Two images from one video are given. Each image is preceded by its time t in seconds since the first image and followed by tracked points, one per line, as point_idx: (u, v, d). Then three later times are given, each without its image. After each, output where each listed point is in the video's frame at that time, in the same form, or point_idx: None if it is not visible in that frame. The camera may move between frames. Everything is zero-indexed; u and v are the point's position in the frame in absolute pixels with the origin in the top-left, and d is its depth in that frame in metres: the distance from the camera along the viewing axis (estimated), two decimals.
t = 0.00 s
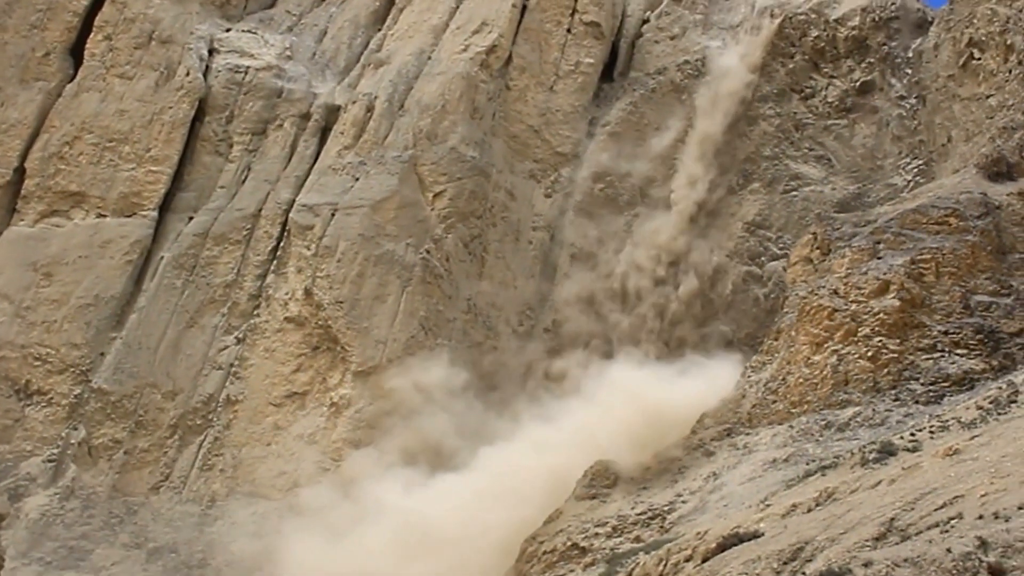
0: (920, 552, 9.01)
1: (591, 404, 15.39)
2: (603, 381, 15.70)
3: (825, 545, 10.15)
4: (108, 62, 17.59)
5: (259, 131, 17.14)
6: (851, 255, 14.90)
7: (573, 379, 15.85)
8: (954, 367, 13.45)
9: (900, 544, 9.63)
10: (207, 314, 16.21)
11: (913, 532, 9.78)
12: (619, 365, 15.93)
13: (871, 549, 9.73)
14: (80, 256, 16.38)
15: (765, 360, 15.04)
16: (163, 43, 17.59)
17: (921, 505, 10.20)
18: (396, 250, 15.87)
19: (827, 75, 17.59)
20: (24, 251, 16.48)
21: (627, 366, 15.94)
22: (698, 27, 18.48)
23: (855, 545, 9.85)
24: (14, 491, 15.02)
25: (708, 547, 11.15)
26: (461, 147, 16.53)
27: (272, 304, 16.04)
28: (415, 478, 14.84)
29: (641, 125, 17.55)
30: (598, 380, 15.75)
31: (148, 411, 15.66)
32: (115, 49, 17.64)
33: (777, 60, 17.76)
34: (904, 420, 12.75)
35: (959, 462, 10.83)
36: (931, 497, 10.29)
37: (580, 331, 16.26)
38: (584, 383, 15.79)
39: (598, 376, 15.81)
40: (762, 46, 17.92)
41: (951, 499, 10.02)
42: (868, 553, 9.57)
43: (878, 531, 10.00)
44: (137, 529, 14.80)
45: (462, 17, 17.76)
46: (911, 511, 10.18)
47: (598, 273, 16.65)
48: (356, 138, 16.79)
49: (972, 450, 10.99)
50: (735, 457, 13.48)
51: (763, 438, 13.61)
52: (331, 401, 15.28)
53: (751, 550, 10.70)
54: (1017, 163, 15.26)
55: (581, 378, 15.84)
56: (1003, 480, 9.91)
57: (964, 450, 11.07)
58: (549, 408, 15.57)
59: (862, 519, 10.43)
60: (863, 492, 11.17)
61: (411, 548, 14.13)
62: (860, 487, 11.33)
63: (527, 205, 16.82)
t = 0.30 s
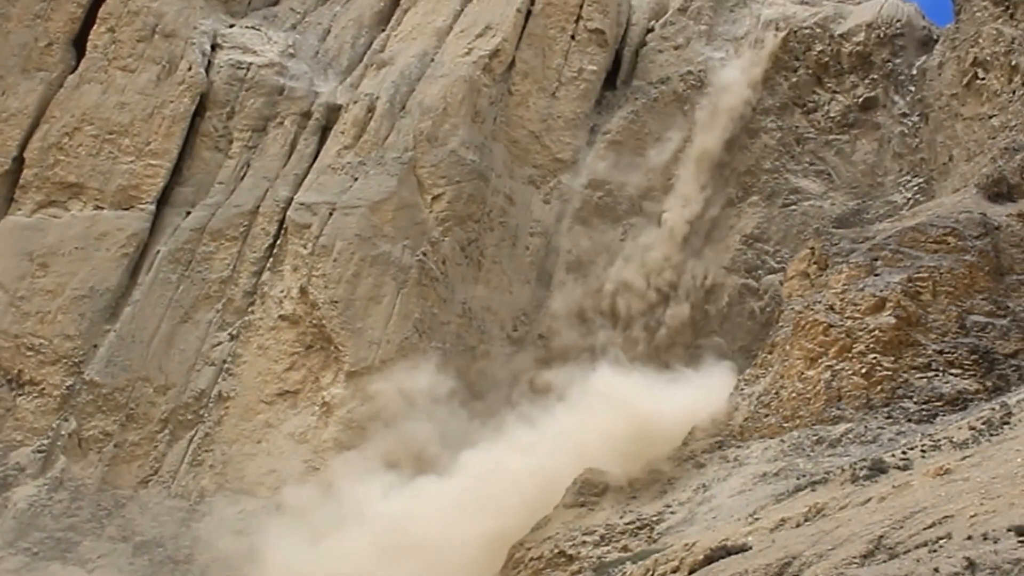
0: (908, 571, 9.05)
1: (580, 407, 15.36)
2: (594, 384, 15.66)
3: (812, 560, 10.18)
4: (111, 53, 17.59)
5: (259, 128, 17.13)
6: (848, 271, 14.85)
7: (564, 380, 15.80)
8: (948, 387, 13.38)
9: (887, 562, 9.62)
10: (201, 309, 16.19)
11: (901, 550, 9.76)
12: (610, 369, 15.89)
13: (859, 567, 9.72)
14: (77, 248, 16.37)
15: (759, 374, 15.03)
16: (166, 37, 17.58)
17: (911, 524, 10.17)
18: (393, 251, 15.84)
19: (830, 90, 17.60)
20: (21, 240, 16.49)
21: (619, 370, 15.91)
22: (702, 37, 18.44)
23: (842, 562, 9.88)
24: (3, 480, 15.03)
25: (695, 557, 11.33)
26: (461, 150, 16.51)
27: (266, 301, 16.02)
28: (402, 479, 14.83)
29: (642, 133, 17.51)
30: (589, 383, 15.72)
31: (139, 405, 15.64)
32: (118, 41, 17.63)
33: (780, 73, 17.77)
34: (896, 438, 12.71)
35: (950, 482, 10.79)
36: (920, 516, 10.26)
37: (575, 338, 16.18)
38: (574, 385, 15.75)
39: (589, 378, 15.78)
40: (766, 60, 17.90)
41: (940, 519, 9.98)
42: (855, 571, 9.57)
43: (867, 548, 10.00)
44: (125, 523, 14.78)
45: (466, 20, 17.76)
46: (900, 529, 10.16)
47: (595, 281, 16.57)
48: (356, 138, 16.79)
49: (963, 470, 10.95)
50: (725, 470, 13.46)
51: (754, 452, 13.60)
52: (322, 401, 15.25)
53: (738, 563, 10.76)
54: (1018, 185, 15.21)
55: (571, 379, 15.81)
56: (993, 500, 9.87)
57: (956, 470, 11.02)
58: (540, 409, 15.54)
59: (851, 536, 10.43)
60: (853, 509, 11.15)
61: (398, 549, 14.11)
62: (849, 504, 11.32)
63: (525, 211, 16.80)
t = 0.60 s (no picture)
0: None
1: (576, 407, 15.36)
2: (592, 385, 15.67)
3: (808, 569, 10.21)
4: (115, 50, 17.60)
5: (261, 128, 17.15)
6: (849, 281, 14.83)
7: (562, 382, 15.79)
8: (947, 399, 13.37)
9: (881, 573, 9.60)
10: (200, 307, 16.21)
11: (895, 562, 9.74)
12: (608, 371, 15.90)
13: None
14: (77, 244, 16.41)
15: (757, 382, 15.00)
16: (170, 34, 17.57)
17: (906, 535, 10.15)
18: (393, 252, 15.84)
19: (834, 99, 17.59)
20: (21, 235, 16.52)
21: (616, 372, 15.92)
22: (707, 43, 18.41)
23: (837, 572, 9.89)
24: None
25: (690, 565, 11.37)
26: (463, 153, 16.51)
27: (266, 300, 16.01)
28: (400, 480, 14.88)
29: (645, 138, 17.49)
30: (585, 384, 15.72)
31: (137, 402, 15.65)
32: (122, 38, 17.63)
33: (784, 82, 17.78)
34: (893, 449, 12.68)
35: (947, 494, 10.76)
36: (916, 528, 10.23)
37: (571, 342, 16.17)
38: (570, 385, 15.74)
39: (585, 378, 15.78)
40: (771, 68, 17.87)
41: (936, 531, 9.95)
42: None
43: (862, 559, 9.99)
44: (120, 519, 14.81)
45: (471, 23, 17.75)
46: (896, 540, 10.14)
47: (595, 287, 16.54)
48: (358, 139, 16.78)
49: (960, 483, 10.93)
50: (721, 478, 13.47)
51: (751, 460, 13.60)
52: (320, 401, 15.23)
53: (733, 571, 10.78)
54: (1021, 198, 15.17)
55: (568, 380, 15.81)
56: (989, 513, 9.83)
57: (952, 482, 11.01)
58: (536, 409, 15.53)
59: (846, 546, 10.42)
60: (848, 519, 11.14)
61: (396, 553, 14.20)
62: (845, 514, 11.29)
63: (526, 215, 16.81)
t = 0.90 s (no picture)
0: None
1: (578, 403, 15.34)
2: (594, 382, 15.65)
3: (808, 571, 10.20)
4: (119, 48, 17.61)
5: (265, 126, 17.18)
6: (852, 284, 14.81)
7: (564, 380, 15.79)
8: (950, 402, 13.36)
9: None
10: (203, 305, 16.23)
11: (896, 564, 9.74)
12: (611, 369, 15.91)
13: None
14: (81, 241, 16.44)
15: (759, 384, 14.97)
16: (174, 32, 17.59)
17: (908, 538, 10.14)
18: (395, 251, 15.82)
19: (838, 101, 17.54)
20: (25, 232, 16.55)
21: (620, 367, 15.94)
22: (711, 44, 18.38)
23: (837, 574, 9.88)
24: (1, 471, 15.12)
25: (691, 566, 11.38)
26: (466, 152, 16.50)
27: (269, 299, 16.01)
28: (403, 478, 14.88)
29: (649, 139, 17.47)
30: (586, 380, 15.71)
31: (139, 399, 15.67)
32: (126, 35, 17.64)
33: (789, 83, 17.70)
34: (896, 452, 12.67)
35: (949, 497, 10.75)
36: (917, 530, 10.23)
37: (572, 342, 16.18)
38: (573, 381, 15.74)
39: (586, 376, 15.77)
40: (775, 69, 17.82)
41: (938, 533, 9.94)
42: None
43: (864, 561, 9.97)
44: (122, 516, 14.86)
45: (475, 22, 17.75)
46: (897, 543, 10.13)
47: (597, 288, 16.53)
48: (362, 138, 16.78)
49: (962, 486, 10.92)
50: (723, 479, 13.48)
51: (752, 462, 13.60)
52: (322, 400, 15.22)
53: (733, 573, 10.79)
54: None
55: (569, 377, 15.81)
56: (991, 517, 9.82)
57: (954, 485, 11.00)
58: (538, 406, 15.53)
59: (847, 549, 10.41)
60: (849, 522, 11.13)
61: (397, 553, 14.20)
62: (846, 517, 11.29)
63: (529, 215, 16.82)
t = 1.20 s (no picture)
0: None
1: (579, 400, 15.33)
2: (596, 379, 15.63)
3: (812, 570, 10.19)
4: (123, 46, 17.64)
5: (269, 124, 17.20)
6: (856, 282, 14.77)
7: (566, 376, 15.79)
8: (953, 401, 13.34)
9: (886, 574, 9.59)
10: (207, 303, 16.25)
11: (900, 563, 9.73)
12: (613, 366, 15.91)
13: None
14: (85, 239, 16.47)
15: (763, 382, 14.91)
16: (178, 31, 17.61)
17: (912, 537, 10.13)
18: (399, 250, 15.83)
19: (842, 99, 17.52)
20: (30, 230, 16.58)
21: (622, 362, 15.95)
22: (715, 42, 18.36)
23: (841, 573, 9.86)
24: (6, 468, 15.11)
25: (694, 564, 11.38)
26: (470, 150, 16.49)
27: (272, 297, 16.02)
28: (404, 476, 14.87)
29: (653, 137, 17.45)
30: (587, 376, 15.70)
31: (143, 397, 15.69)
32: (130, 34, 17.67)
33: (792, 81, 17.71)
34: (899, 451, 12.67)
35: (952, 496, 10.76)
36: (921, 529, 10.22)
37: (576, 340, 16.18)
38: (574, 377, 15.73)
39: (587, 371, 15.77)
40: (779, 67, 17.81)
41: (942, 532, 9.93)
42: None
43: (867, 560, 9.97)
44: (126, 513, 14.91)
45: (478, 21, 17.75)
46: (901, 541, 10.12)
47: (601, 286, 16.53)
48: (365, 136, 16.79)
49: (966, 484, 10.91)
50: (727, 477, 13.49)
51: (756, 460, 13.60)
52: (325, 397, 15.23)
53: (736, 571, 10.78)
54: None
55: (570, 373, 15.81)
56: (996, 516, 9.80)
57: (958, 484, 11.00)
58: (540, 403, 15.53)
59: (851, 547, 10.40)
60: (852, 520, 11.14)
61: (399, 552, 14.20)
62: (850, 515, 11.29)
63: (532, 213, 16.81)
